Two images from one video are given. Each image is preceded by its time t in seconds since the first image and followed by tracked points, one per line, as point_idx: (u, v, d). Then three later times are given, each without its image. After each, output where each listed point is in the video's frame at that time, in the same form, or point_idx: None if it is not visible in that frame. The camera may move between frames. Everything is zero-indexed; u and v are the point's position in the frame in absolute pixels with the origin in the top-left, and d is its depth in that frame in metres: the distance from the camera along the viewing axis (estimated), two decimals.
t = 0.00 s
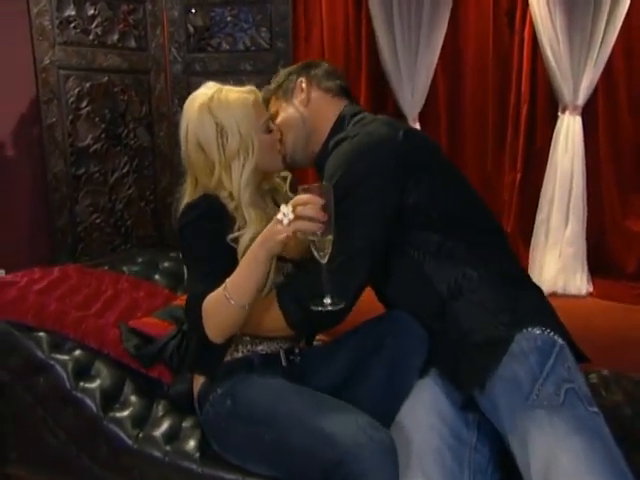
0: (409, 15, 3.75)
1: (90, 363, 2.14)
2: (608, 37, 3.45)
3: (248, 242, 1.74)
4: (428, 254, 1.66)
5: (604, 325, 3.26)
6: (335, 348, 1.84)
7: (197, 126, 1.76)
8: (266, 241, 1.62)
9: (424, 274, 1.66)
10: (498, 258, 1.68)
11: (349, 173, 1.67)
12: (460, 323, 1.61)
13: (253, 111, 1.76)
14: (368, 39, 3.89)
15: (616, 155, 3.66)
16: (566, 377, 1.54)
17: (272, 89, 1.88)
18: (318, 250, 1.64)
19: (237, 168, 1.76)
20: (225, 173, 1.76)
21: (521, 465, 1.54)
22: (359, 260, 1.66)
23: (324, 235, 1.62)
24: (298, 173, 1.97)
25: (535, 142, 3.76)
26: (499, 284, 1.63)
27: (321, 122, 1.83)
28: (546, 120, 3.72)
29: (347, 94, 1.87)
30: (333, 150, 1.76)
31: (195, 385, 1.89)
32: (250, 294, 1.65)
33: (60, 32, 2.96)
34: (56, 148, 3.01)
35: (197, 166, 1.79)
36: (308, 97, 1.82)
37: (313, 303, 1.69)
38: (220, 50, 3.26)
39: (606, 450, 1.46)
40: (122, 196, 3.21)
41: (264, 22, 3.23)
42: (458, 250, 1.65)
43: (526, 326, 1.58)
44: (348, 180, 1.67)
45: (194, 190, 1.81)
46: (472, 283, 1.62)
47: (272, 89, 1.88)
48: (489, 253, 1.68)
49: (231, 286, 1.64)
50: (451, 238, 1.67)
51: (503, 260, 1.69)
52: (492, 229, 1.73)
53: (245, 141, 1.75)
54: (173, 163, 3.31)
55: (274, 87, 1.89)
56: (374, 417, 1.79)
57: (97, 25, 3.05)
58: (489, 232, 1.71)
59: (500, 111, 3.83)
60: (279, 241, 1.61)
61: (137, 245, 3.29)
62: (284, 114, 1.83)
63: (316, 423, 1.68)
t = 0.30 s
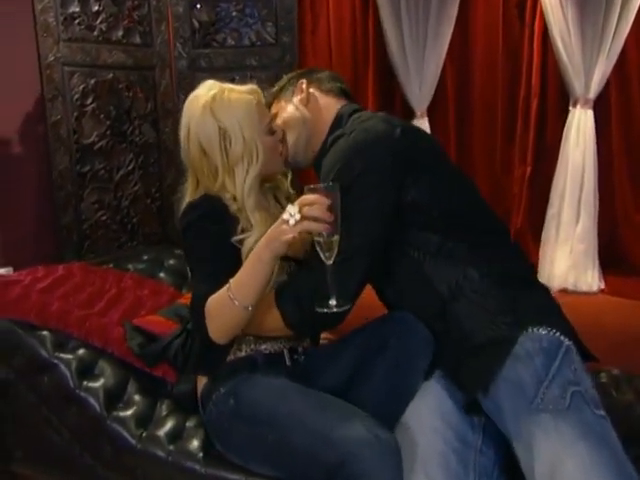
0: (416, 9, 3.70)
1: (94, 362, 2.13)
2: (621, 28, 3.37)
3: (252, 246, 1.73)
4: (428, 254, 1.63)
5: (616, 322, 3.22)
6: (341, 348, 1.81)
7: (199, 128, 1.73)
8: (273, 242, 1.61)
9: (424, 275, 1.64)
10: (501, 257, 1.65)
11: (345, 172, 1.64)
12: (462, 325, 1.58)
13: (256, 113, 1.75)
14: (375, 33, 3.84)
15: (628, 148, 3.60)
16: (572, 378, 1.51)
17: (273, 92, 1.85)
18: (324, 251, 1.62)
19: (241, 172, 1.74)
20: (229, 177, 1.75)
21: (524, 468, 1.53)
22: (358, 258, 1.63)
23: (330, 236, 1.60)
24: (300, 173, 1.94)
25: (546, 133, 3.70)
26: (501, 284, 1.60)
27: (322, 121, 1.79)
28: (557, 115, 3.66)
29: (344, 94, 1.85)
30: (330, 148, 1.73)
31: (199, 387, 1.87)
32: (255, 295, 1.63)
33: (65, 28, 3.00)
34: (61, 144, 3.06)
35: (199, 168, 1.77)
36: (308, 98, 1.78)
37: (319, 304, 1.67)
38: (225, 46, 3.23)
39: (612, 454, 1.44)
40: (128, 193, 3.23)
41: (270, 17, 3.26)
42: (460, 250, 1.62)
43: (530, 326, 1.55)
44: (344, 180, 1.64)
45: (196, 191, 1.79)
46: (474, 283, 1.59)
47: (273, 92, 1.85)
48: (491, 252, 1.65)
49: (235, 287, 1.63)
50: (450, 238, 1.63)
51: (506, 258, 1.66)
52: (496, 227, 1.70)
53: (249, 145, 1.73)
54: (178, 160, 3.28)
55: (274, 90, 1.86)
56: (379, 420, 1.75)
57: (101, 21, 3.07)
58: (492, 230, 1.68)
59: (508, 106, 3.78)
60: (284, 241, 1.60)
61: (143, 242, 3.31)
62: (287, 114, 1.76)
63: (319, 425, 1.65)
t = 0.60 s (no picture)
0: (421, 5, 3.65)
1: (95, 362, 2.13)
2: (629, 23, 3.33)
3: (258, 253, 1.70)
4: (428, 255, 1.61)
5: (622, 321, 3.18)
6: (348, 347, 1.80)
7: (203, 132, 1.70)
8: (271, 242, 1.59)
9: (425, 275, 1.62)
10: (504, 256, 1.63)
11: (345, 169, 1.62)
12: (464, 327, 1.56)
13: (262, 120, 1.72)
14: (380, 29, 3.80)
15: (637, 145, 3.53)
16: (577, 384, 1.48)
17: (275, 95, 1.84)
18: (324, 251, 1.60)
19: (247, 181, 1.72)
20: (234, 185, 1.73)
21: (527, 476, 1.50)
22: (358, 257, 1.61)
23: (331, 236, 1.58)
24: (303, 171, 1.93)
25: (553, 127, 3.65)
26: (502, 285, 1.58)
27: (324, 120, 1.76)
28: (564, 112, 3.61)
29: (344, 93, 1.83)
30: (329, 147, 1.70)
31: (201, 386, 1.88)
32: (256, 296, 1.62)
33: (67, 27, 2.96)
34: (64, 143, 3.03)
35: (203, 171, 1.75)
36: (309, 98, 1.77)
37: (318, 303, 1.66)
38: (228, 43, 3.24)
39: (617, 462, 1.42)
40: (130, 192, 3.24)
41: (273, 14, 3.23)
42: (461, 251, 1.60)
43: (534, 329, 1.53)
44: (344, 178, 1.62)
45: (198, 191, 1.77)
46: (477, 284, 1.57)
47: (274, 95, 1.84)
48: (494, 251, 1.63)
49: (236, 288, 1.61)
50: (451, 238, 1.61)
51: (508, 258, 1.64)
52: (499, 226, 1.67)
53: (256, 155, 1.71)
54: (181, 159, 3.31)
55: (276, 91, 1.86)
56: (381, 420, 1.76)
57: (104, 19, 3.06)
58: (494, 230, 1.66)
59: (514, 103, 3.73)
60: (283, 242, 1.59)
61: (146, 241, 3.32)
62: (288, 114, 1.76)
63: (321, 428, 1.64)
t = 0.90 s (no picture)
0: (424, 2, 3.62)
1: (95, 363, 2.12)
2: (635, 19, 3.30)
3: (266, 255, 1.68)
4: (432, 256, 1.59)
5: (628, 321, 3.14)
6: (350, 349, 1.78)
7: (213, 131, 1.66)
8: (275, 244, 1.56)
9: (427, 276, 1.60)
10: (507, 256, 1.61)
11: (349, 166, 1.59)
12: (467, 329, 1.55)
13: (274, 120, 1.68)
14: (382, 26, 3.77)
15: None
16: (581, 389, 1.47)
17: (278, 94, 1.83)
18: (330, 254, 1.58)
19: (256, 183, 1.69)
20: (243, 186, 1.70)
21: None
22: (361, 257, 1.58)
23: (336, 239, 1.57)
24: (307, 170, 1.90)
25: (557, 125, 3.62)
26: (505, 286, 1.56)
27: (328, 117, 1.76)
28: (568, 109, 3.58)
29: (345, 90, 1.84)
30: (332, 142, 1.69)
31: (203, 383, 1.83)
32: (260, 299, 1.59)
33: (67, 25, 3.05)
34: (65, 142, 3.13)
35: (210, 170, 1.71)
36: (312, 95, 1.78)
37: (325, 309, 1.63)
38: (230, 40, 3.20)
39: (618, 468, 1.41)
40: (131, 191, 3.27)
41: (274, 11, 3.16)
42: (464, 252, 1.59)
43: (537, 332, 1.51)
44: (346, 175, 1.59)
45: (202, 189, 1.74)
46: (480, 285, 1.55)
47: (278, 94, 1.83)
48: (497, 252, 1.61)
49: (239, 291, 1.59)
50: (453, 238, 1.60)
51: (511, 258, 1.61)
52: (501, 225, 1.65)
53: (267, 157, 1.68)
54: (183, 158, 3.25)
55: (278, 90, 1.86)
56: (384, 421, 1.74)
57: (104, 16, 3.09)
58: (497, 229, 1.64)
59: (518, 100, 3.70)
60: (287, 244, 1.56)
61: (147, 239, 3.32)
62: (291, 112, 1.76)
63: (323, 429, 1.61)
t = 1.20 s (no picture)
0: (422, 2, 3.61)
1: (89, 367, 2.11)
2: (634, 16, 3.27)
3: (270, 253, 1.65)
4: (434, 258, 1.59)
5: (628, 322, 3.13)
6: (344, 354, 1.75)
7: (219, 123, 1.62)
8: (280, 243, 1.54)
9: (428, 276, 1.60)
10: (506, 258, 1.60)
11: (357, 163, 1.58)
12: (468, 333, 1.54)
13: (281, 115, 1.66)
14: (379, 26, 3.75)
15: None
16: (578, 396, 1.46)
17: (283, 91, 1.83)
18: (336, 252, 1.57)
19: (260, 178, 1.66)
20: (246, 181, 1.66)
21: None
22: (370, 255, 1.56)
23: (342, 237, 1.55)
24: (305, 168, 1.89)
25: (556, 124, 3.60)
26: (502, 290, 1.55)
27: (332, 115, 1.77)
28: (568, 108, 3.55)
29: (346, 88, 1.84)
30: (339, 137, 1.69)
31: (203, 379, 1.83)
32: (265, 300, 1.57)
33: (62, 25, 2.99)
34: (59, 142, 3.06)
35: (212, 164, 1.68)
36: (316, 93, 1.77)
37: (332, 309, 1.60)
38: (226, 40, 3.23)
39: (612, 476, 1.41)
40: (127, 192, 3.27)
41: (270, 10, 3.18)
42: (468, 254, 1.58)
43: (538, 338, 1.51)
44: (351, 174, 1.59)
45: (203, 185, 1.71)
46: (482, 288, 1.54)
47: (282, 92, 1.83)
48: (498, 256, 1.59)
49: (245, 290, 1.56)
50: (459, 238, 1.59)
51: (510, 261, 1.60)
52: (500, 228, 1.63)
53: (272, 152, 1.65)
54: (182, 160, 3.31)
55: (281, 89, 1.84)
56: (383, 430, 1.69)
57: (99, 17, 3.08)
58: (497, 232, 1.62)
59: (518, 99, 3.67)
60: (293, 244, 1.53)
61: (143, 240, 3.35)
62: (298, 108, 1.73)
63: (321, 434, 1.59)
